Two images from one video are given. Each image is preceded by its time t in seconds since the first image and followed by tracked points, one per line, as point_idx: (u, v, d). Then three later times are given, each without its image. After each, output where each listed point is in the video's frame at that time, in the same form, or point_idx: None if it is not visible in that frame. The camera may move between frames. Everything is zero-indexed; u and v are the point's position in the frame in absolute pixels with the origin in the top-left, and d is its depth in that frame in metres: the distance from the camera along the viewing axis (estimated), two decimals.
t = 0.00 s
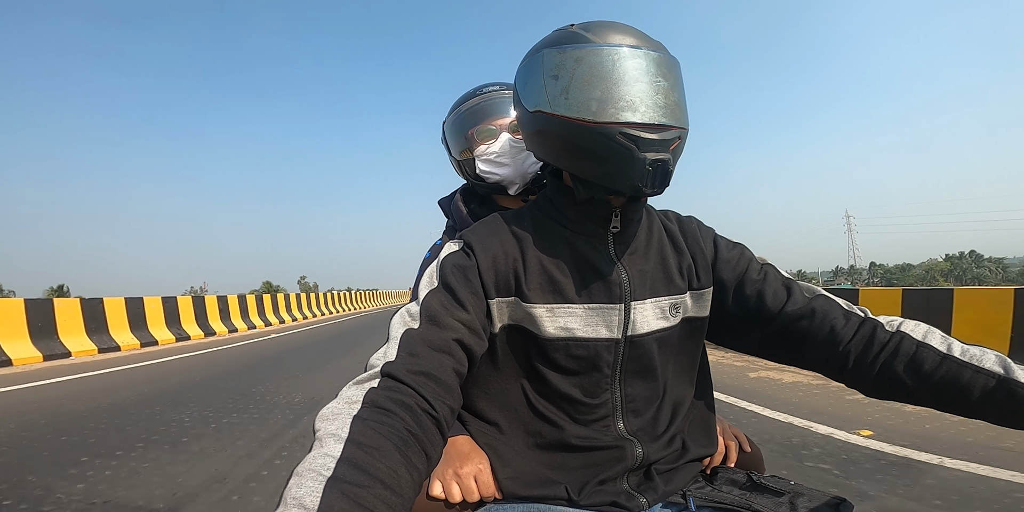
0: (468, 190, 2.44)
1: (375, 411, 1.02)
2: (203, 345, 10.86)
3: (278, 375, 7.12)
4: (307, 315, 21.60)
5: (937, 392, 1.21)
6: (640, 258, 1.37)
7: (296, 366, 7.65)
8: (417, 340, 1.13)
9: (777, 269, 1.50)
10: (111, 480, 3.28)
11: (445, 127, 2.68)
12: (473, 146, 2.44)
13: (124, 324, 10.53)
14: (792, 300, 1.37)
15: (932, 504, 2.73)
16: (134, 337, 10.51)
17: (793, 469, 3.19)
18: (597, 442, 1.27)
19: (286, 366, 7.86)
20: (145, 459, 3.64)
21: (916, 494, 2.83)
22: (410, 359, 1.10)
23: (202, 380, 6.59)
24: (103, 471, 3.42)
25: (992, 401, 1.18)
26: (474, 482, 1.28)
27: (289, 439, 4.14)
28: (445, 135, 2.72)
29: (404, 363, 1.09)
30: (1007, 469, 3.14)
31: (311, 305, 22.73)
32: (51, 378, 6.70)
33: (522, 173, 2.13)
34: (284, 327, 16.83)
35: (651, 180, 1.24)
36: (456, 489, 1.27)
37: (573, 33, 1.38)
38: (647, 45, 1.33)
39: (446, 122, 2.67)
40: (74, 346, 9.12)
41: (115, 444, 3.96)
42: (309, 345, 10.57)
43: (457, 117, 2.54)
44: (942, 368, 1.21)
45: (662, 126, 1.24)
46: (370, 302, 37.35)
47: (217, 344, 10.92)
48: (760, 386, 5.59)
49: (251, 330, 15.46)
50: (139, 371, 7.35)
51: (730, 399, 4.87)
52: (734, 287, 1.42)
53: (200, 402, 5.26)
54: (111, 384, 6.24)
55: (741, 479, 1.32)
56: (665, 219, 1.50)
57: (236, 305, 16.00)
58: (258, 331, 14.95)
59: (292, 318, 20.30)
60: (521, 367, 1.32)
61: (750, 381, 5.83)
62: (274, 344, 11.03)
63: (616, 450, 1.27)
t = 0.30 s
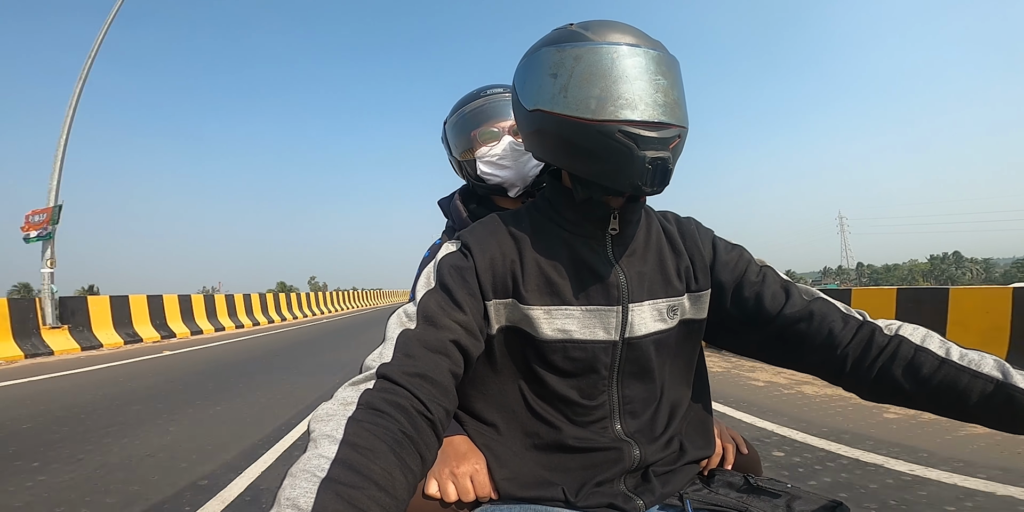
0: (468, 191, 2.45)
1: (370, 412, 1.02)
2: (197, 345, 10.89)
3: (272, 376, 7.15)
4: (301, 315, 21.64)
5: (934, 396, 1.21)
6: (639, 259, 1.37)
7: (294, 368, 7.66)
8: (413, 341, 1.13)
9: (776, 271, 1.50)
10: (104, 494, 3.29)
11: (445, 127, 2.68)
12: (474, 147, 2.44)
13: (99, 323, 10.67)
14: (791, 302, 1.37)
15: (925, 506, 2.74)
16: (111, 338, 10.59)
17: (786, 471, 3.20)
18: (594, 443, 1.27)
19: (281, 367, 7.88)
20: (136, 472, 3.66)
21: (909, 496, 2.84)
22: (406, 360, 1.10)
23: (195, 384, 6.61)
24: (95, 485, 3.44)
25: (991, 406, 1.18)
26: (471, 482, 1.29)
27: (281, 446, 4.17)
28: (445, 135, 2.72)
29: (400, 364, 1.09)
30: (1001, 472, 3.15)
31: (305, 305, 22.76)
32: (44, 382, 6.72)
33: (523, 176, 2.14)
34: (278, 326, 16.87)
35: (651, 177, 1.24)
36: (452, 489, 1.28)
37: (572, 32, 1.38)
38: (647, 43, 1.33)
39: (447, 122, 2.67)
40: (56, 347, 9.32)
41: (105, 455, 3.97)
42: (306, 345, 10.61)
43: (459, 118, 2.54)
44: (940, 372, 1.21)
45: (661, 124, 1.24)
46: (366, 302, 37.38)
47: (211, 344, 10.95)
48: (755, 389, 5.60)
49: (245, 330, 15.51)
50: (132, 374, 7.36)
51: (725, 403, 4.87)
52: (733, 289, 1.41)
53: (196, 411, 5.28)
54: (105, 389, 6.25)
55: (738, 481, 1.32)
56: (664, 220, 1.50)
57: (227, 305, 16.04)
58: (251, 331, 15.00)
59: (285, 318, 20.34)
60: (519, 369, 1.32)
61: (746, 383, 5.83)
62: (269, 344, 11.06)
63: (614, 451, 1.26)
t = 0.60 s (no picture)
0: (467, 192, 2.45)
1: (366, 417, 1.03)
2: (192, 344, 10.87)
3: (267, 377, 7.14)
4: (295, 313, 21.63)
5: (927, 397, 1.22)
6: (634, 262, 1.38)
7: (289, 370, 7.65)
8: (409, 345, 1.13)
9: (771, 273, 1.51)
10: (103, 498, 3.29)
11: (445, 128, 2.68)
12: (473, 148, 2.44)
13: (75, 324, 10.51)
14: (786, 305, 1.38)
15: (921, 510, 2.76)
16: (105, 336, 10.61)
17: (779, 473, 3.21)
18: (590, 445, 1.27)
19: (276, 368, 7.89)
20: (136, 474, 3.66)
21: (906, 500, 2.86)
22: (402, 364, 1.11)
23: (192, 386, 6.61)
24: (94, 488, 3.44)
25: (982, 407, 1.19)
26: (467, 484, 1.30)
27: (281, 450, 4.17)
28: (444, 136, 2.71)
29: (396, 368, 1.10)
30: (995, 474, 3.17)
31: (299, 304, 22.75)
32: (42, 383, 6.70)
33: (523, 177, 2.15)
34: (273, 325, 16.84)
35: (644, 182, 1.25)
36: (448, 490, 1.29)
37: (564, 35, 1.39)
38: (638, 46, 1.34)
39: (446, 124, 2.67)
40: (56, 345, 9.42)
41: (103, 460, 3.97)
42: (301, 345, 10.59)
43: (458, 119, 2.54)
44: (932, 374, 1.22)
45: (654, 128, 1.25)
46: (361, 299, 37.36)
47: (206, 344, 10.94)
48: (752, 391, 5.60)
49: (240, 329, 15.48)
50: (128, 375, 7.34)
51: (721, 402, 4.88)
52: (728, 291, 1.42)
53: (193, 414, 5.28)
54: (102, 391, 6.24)
55: (733, 482, 1.33)
56: (660, 222, 1.50)
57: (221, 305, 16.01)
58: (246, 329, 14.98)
59: (278, 316, 20.32)
60: (515, 371, 1.33)
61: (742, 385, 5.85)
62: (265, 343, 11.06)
63: (609, 453, 1.27)
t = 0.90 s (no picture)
0: (469, 190, 2.45)
1: (369, 418, 1.03)
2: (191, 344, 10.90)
3: (267, 377, 7.17)
4: (293, 313, 21.67)
5: (931, 390, 1.22)
6: (636, 258, 1.38)
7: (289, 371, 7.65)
8: (410, 345, 1.13)
9: (772, 268, 1.51)
10: (104, 495, 3.31)
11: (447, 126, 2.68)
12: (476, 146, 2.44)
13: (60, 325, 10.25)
14: (787, 299, 1.38)
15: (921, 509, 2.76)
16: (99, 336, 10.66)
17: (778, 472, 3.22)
18: (594, 443, 1.27)
19: (276, 368, 7.91)
20: (136, 472, 3.68)
21: (902, 500, 2.88)
22: (403, 364, 1.11)
23: (190, 385, 6.61)
24: (94, 485, 3.46)
25: (986, 399, 1.19)
26: (471, 484, 1.30)
27: (280, 449, 4.20)
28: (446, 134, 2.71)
29: (398, 368, 1.10)
30: (992, 475, 3.19)
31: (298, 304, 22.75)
32: (42, 382, 6.72)
33: (525, 174, 2.14)
34: (272, 325, 16.87)
35: (647, 178, 1.24)
36: (452, 490, 1.29)
37: (567, 30, 1.38)
38: (642, 42, 1.33)
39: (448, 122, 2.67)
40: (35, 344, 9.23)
41: (102, 457, 3.99)
42: (302, 347, 10.61)
43: (461, 116, 2.54)
44: (936, 366, 1.21)
45: (657, 125, 1.24)
46: (360, 298, 37.39)
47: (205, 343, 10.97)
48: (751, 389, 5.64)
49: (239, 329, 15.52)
50: (129, 373, 7.37)
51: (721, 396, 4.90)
52: (729, 286, 1.42)
53: (193, 413, 5.28)
54: (103, 389, 6.27)
55: (737, 478, 1.33)
56: (660, 218, 1.50)
57: (219, 305, 16.04)
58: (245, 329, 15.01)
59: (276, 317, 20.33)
60: (518, 368, 1.33)
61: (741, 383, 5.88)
62: (264, 343, 11.08)
63: (613, 450, 1.27)
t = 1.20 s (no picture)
0: (464, 195, 2.45)
1: (371, 419, 1.02)
2: (190, 344, 10.90)
3: (265, 378, 7.16)
4: (292, 313, 21.67)
5: (936, 391, 1.21)
6: (638, 260, 1.38)
7: (289, 371, 7.64)
8: (413, 346, 1.13)
9: (775, 269, 1.50)
10: (100, 496, 3.30)
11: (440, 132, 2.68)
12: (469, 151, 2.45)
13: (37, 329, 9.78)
14: (791, 301, 1.37)
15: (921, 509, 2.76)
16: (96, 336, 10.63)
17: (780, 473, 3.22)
18: (596, 445, 1.27)
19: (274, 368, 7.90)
20: (134, 474, 3.67)
21: (899, 502, 2.87)
22: (405, 365, 1.10)
23: (190, 385, 6.59)
24: (90, 486, 3.46)
25: (993, 401, 1.18)
26: (472, 484, 1.30)
27: (276, 448, 4.20)
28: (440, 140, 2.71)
29: (399, 369, 1.10)
30: (989, 476, 3.18)
31: (297, 306, 22.78)
32: (41, 382, 6.72)
33: (519, 178, 2.14)
34: (271, 325, 16.88)
35: (650, 182, 1.24)
36: (455, 491, 1.29)
37: (571, 31, 1.38)
38: (646, 44, 1.33)
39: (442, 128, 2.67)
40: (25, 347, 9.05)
41: (99, 457, 3.99)
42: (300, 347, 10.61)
43: (454, 121, 2.54)
44: (942, 368, 1.21)
45: (662, 128, 1.24)
46: (360, 299, 37.40)
47: (203, 344, 10.96)
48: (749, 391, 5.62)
49: (237, 329, 15.52)
50: (127, 373, 7.37)
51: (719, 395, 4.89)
52: (732, 288, 1.42)
53: (194, 414, 5.29)
54: (102, 390, 6.26)
55: (740, 479, 1.32)
56: (663, 220, 1.50)
57: (217, 305, 16.04)
58: (243, 329, 15.00)
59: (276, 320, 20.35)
60: (520, 370, 1.32)
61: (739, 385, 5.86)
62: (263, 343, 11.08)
63: (616, 452, 1.27)
